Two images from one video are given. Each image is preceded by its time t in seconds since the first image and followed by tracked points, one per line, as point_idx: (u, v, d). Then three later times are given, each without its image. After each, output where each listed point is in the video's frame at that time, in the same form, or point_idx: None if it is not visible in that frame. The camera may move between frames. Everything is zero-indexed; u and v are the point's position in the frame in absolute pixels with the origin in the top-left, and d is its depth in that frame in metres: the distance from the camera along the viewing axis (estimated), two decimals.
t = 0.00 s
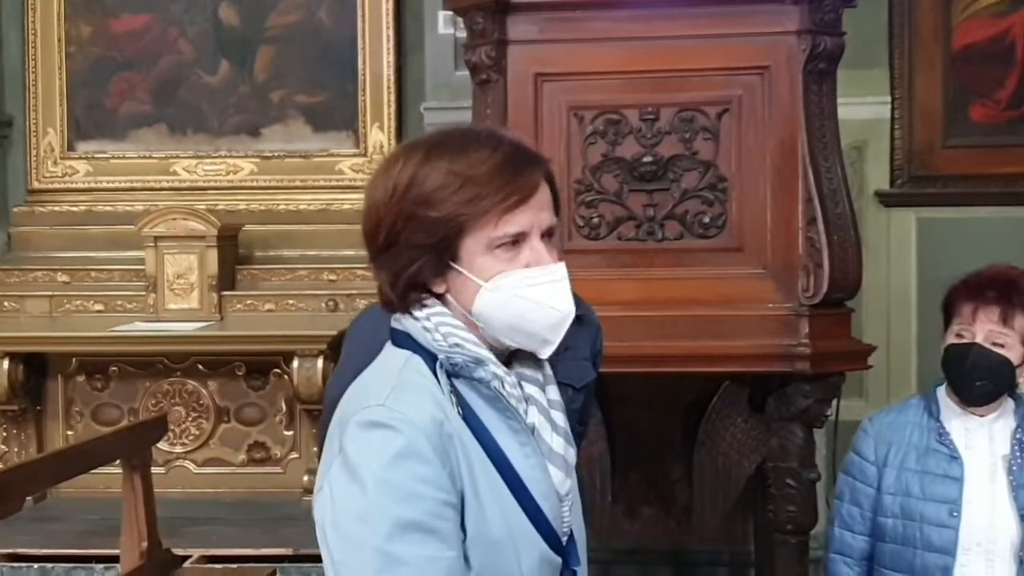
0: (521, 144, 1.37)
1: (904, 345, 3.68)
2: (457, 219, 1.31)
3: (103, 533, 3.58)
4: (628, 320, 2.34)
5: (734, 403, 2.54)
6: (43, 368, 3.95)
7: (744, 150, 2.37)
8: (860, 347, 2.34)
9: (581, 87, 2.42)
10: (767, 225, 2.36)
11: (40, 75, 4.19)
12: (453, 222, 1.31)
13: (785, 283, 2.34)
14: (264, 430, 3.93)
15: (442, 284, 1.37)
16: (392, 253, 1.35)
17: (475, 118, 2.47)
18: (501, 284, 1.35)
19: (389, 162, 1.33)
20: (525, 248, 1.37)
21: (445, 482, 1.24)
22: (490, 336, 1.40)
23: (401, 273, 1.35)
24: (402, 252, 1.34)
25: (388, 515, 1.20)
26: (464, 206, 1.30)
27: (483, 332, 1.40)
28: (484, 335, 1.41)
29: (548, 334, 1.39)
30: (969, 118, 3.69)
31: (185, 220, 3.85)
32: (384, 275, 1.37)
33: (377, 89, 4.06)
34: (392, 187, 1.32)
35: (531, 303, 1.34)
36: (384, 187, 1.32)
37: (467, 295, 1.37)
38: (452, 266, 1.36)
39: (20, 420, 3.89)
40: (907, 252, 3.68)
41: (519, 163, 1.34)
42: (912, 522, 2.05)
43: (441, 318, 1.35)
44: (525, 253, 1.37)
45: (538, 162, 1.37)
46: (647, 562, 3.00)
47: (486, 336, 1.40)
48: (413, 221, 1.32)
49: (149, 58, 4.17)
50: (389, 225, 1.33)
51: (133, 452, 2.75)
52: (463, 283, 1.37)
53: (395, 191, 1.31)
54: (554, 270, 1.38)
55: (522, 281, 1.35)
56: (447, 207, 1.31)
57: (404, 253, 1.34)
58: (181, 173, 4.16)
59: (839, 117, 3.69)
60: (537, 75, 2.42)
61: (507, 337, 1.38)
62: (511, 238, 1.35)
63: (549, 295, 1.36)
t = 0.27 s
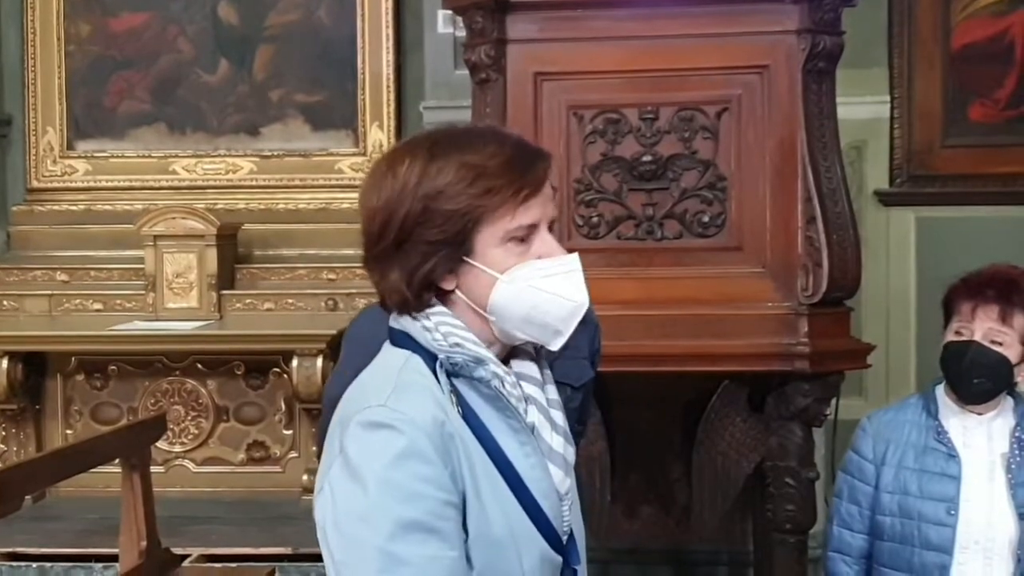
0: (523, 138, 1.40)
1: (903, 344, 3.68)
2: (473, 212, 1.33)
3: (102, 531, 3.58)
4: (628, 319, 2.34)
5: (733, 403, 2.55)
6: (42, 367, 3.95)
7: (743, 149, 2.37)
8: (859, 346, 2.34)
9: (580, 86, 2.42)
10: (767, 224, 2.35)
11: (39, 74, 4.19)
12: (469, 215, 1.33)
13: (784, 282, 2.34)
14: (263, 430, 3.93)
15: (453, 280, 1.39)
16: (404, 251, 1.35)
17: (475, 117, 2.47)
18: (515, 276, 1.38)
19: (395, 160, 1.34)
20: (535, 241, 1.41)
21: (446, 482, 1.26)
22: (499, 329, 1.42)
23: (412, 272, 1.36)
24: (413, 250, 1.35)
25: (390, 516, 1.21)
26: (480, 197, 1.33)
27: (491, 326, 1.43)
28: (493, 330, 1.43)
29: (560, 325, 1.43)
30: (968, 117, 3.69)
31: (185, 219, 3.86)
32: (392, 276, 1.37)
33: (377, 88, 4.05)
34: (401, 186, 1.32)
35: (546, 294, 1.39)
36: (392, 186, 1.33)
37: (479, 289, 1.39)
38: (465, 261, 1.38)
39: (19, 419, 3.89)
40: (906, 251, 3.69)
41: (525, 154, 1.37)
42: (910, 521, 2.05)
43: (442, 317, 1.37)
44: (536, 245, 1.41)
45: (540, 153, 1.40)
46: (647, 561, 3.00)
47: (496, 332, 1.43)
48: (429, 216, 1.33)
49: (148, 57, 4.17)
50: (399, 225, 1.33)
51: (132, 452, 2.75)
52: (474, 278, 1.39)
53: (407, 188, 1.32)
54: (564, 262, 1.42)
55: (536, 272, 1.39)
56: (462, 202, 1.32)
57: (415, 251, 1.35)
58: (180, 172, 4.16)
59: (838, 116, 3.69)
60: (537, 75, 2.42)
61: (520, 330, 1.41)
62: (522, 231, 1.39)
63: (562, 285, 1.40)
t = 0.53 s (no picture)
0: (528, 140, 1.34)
1: (899, 345, 3.68)
2: (477, 215, 1.28)
3: (98, 531, 3.58)
4: (624, 320, 2.34)
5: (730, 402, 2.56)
6: (38, 367, 3.95)
7: (740, 150, 2.37)
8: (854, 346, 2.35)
9: (577, 86, 2.42)
10: (763, 225, 2.35)
11: (37, 75, 4.20)
12: (472, 217, 1.28)
13: (780, 282, 2.34)
14: (260, 430, 3.93)
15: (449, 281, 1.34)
16: (405, 247, 1.30)
17: (471, 117, 2.47)
18: (512, 282, 1.33)
19: (403, 154, 1.27)
20: (535, 247, 1.36)
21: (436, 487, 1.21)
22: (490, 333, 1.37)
23: (410, 270, 1.31)
24: (413, 249, 1.30)
25: (382, 525, 1.16)
26: (485, 199, 1.27)
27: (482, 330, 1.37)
28: (482, 333, 1.38)
29: (550, 334, 1.38)
30: (965, 118, 3.69)
31: (181, 219, 3.86)
32: (389, 273, 1.32)
33: (374, 88, 4.05)
34: (405, 183, 1.26)
35: (541, 302, 1.33)
36: (397, 183, 1.27)
37: (474, 292, 1.34)
38: (463, 263, 1.32)
39: (15, 419, 3.89)
40: (903, 252, 3.69)
41: (534, 159, 1.32)
42: (904, 521, 2.05)
43: (430, 321, 1.32)
44: (535, 251, 1.36)
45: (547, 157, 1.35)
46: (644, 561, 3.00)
47: (484, 334, 1.38)
48: (432, 215, 1.27)
49: (145, 57, 4.17)
50: (402, 222, 1.28)
51: (129, 452, 2.75)
52: (469, 280, 1.33)
53: (413, 184, 1.26)
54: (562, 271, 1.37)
55: (532, 280, 1.34)
56: (466, 203, 1.27)
57: (415, 250, 1.30)
58: (176, 172, 4.15)
59: (834, 117, 3.69)
60: (534, 75, 2.42)
61: (509, 336, 1.36)
62: (522, 236, 1.33)
63: (558, 295, 1.36)
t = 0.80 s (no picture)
0: (531, 157, 1.21)
1: (895, 346, 3.69)
2: (441, 225, 1.16)
3: (94, 533, 3.58)
4: (619, 322, 2.34)
5: (725, 404, 2.56)
6: (34, 369, 3.95)
7: (735, 152, 2.37)
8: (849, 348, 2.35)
9: (573, 89, 2.42)
10: (758, 226, 2.36)
11: (32, 77, 4.19)
12: (439, 226, 1.16)
13: (774, 285, 2.34)
14: (256, 432, 3.93)
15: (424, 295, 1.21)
16: (383, 247, 1.20)
17: (467, 120, 2.47)
18: (473, 301, 1.17)
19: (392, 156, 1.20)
20: (508, 265, 1.19)
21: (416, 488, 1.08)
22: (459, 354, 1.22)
23: (383, 272, 1.21)
24: (385, 250, 1.20)
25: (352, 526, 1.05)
26: (455, 210, 1.15)
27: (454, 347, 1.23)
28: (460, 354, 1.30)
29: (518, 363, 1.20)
30: (961, 120, 3.70)
31: (177, 221, 3.86)
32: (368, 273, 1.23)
33: (370, 90, 4.06)
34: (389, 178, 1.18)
35: (502, 327, 1.16)
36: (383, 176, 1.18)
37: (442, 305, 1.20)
38: (436, 272, 1.19)
39: (11, 421, 3.89)
40: (898, 254, 3.69)
41: (527, 176, 1.18)
42: (898, 523, 2.05)
43: (422, 321, 1.18)
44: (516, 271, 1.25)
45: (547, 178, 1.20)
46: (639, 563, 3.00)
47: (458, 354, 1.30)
48: (402, 218, 1.17)
49: (141, 59, 4.17)
50: (378, 218, 1.19)
51: (124, 453, 2.75)
52: (440, 292, 1.20)
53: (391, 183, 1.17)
54: (535, 295, 1.18)
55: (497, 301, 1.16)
56: (435, 208, 1.15)
57: (387, 252, 1.20)
58: (172, 173, 4.15)
59: (829, 119, 3.71)
60: (529, 77, 2.42)
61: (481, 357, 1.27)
62: (496, 250, 1.18)
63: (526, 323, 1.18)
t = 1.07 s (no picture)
0: (520, 160, 1.37)
1: (887, 346, 3.70)
2: (437, 228, 1.32)
3: (86, 533, 3.58)
4: (612, 322, 2.35)
5: (716, 404, 2.55)
6: (26, 368, 3.94)
7: (727, 153, 2.38)
8: (842, 349, 2.34)
9: (566, 89, 2.42)
10: (750, 227, 2.36)
11: (25, 76, 4.18)
12: (433, 230, 1.32)
13: (767, 286, 2.35)
14: (248, 432, 3.93)
15: (422, 292, 1.39)
16: (380, 252, 1.38)
17: (460, 119, 2.47)
18: (473, 299, 1.34)
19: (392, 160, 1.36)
20: (504, 266, 1.36)
21: (399, 496, 1.26)
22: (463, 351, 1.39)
23: (383, 272, 1.38)
24: (385, 251, 1.36)
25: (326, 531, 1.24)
26: (448, 213, 1.31)
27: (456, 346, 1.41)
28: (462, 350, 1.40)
29: (516, 356, 1.36)
30: (953, 121, 3.70)
31: (169, 220, 3.85)
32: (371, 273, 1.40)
33: (363, 90, 4.05)
34: (388, 183, 1.34)
35: (498, 322, 1.33)
36: (383, 182, 1.35)
37: (443, 307, 1.37)
38: (432, 275, 1.37)
39: (3, 421, 3.88)
40: (890, 255, 3.70)
41: (514, 179, 1.34)
42: (890, 522, 2.06)
43: (422, 325, 1.36)
44: (505, 270, 1.36)
45: (532, 180, 1.37)
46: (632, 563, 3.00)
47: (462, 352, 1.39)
48: (397, 223, 1.34)
49: (133, 58, 4.17)
50: (379, 221, 1.35)
51: (116, 452, 2.74)
52: (441, 294, 1.37)
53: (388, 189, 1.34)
54: (528, 292, 1.34)
55: (495, 299, 1.33)
56: (431, 210, 1.32)
57: (387, 253, 1.36)
58: (165, 173, 4.15)
59: (822, 120, 3.71)
60: (522, 77, 2.43)
61: (478, 353, 1.37)
62: (491, 252, 1.35)
63: (522, 316, 1.33)
